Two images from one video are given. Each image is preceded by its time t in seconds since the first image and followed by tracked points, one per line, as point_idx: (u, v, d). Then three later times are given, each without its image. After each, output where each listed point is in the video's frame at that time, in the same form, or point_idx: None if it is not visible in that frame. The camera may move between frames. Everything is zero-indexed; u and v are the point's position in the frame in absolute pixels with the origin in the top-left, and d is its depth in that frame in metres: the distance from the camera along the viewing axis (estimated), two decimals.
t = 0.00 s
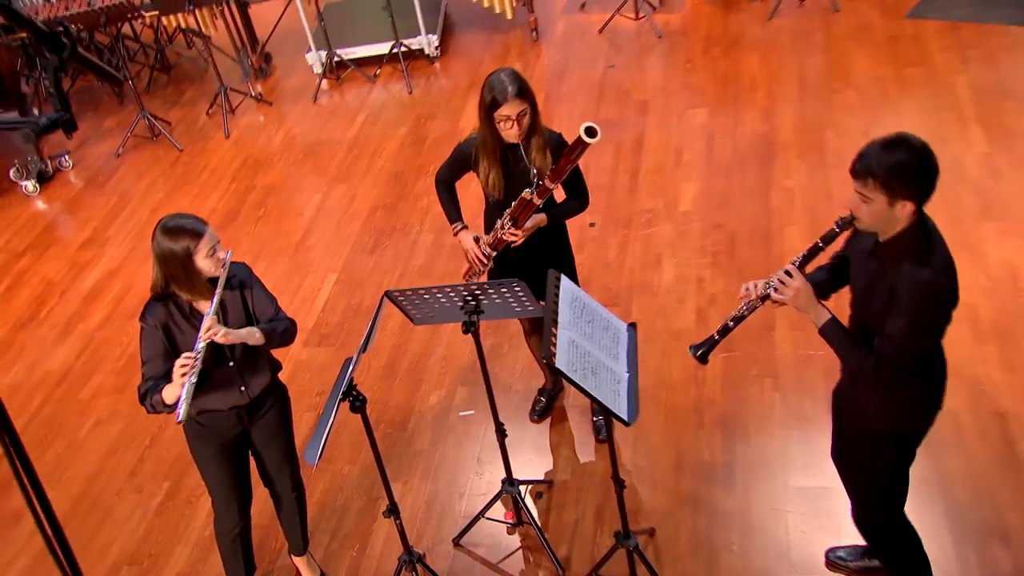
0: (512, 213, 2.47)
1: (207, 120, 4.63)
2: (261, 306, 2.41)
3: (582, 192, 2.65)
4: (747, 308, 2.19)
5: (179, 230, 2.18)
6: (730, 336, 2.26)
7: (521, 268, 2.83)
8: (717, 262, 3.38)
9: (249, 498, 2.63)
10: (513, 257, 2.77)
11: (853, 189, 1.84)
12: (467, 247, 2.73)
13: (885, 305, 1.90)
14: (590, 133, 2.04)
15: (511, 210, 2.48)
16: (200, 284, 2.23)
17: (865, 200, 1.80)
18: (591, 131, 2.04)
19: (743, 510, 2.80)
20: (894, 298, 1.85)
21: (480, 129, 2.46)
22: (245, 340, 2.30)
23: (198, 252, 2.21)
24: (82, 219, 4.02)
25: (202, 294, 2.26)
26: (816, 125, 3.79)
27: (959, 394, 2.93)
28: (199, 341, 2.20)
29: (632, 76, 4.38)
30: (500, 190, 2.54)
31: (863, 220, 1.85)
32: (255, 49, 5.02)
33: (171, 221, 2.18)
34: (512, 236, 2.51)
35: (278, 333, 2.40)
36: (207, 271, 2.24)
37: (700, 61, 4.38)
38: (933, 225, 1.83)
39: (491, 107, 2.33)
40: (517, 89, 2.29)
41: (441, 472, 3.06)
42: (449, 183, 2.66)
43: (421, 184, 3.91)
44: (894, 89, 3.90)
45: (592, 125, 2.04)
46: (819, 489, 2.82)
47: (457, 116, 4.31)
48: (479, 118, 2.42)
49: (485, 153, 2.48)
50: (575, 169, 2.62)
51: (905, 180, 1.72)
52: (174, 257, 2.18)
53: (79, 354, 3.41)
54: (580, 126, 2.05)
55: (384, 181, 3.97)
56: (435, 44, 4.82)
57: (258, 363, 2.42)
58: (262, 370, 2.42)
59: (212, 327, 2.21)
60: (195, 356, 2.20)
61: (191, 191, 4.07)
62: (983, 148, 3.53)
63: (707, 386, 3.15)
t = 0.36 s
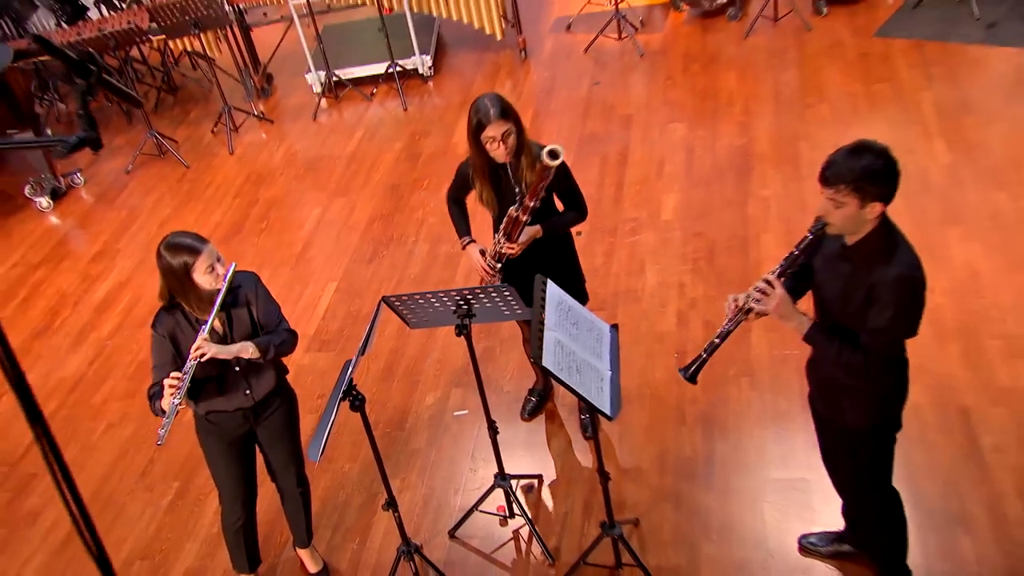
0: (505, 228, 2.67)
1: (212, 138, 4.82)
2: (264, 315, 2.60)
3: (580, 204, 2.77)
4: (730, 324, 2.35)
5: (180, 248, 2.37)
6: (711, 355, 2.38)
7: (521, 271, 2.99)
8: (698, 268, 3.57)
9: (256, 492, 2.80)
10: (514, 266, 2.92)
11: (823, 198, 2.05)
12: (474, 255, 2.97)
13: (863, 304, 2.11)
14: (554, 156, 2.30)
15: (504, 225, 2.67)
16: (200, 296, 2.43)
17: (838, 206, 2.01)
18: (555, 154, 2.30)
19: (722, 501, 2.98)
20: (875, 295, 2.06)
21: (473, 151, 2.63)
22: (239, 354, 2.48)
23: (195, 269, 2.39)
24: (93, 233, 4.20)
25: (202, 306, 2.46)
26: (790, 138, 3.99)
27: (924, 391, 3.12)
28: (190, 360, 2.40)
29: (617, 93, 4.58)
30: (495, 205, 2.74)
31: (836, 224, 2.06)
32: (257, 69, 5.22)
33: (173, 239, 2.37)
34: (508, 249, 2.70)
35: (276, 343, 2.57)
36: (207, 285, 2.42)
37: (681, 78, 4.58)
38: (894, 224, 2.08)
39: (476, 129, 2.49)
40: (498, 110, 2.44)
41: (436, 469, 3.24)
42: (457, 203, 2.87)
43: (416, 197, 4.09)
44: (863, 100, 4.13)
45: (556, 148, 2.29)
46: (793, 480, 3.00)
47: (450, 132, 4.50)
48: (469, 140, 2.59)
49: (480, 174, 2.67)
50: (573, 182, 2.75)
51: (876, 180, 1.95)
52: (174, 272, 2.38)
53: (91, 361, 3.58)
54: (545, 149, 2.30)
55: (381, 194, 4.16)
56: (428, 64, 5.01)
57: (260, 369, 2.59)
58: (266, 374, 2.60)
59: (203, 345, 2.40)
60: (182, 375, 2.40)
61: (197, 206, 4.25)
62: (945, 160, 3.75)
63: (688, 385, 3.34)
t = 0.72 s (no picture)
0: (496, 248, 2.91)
1: (224, 152, 5.07)
2: (273, 319, 2.81)
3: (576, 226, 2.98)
4: (708, 322, 2.56)
5: (194, 255, 2.61)
6: (692, 352, 2.58)
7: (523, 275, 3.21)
8: (680, 274, 3.80)
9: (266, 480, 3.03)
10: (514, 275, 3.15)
11: (790, 204, 2.23)
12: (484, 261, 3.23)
13: (828, 301, 2.30)
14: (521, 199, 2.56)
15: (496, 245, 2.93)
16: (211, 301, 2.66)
17: (803, 212, 2.20)
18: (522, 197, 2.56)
19: (702, 489, 3.20)
20: (839, 295, 2.25)
21: (477, 174, 2.89)
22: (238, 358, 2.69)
23: (209, 275, 2.62)
24: (112, 242, 4.44)
25: (212, 310, 2.69)
26: (767, 151, 4.24)
27: (889, 389, 3.36)
28: (192, 359, 2.63)
29: (606, 109, 4.84)
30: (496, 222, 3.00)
31: (803, 228, 2.25)
32: (267, 88, 5.48)
33: (190, 246, 2.61)
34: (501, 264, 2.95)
35: (279, 347, 2.77)
36: (218, 290, 2.65)
37: (667, 96, 4.84)
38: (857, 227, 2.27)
39: (479, 153, 2.73)
40: (499, 139, 2.67)
41: (435, 461, 3.46)
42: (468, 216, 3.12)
43: (416, 207, 4.33)
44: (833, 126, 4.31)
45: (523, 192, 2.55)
46: (769, 469, 3.22)
47: (448, 146, 4.75)
48: (475, 164, 2.83)
49: (483, 194, 2.93)
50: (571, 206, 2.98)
51: (839, 187, 2.13)
52: (187, 277, 2.62)
53: (112, 361, 3.81)
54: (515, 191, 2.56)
55: (383, 205, 4.39)
56: (428, 82, 5.28)
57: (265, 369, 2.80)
58: (274, 373, 2.81)
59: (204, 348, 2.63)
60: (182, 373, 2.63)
61: (210, 216, 4.49)
62: (910, 172, 3.99)
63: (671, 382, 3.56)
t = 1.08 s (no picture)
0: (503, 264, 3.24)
1: (240, 160, 5.34)
2: (287, 314, 3.03)
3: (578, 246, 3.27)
4: (685, 308, 2.77)
5: (223, 248, 2.84)
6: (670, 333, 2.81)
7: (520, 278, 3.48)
8: (668, 275, 4.05)
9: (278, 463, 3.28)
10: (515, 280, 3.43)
11: (769, 205, 2.45)
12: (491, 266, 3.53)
13: (795, 297, 2.51)
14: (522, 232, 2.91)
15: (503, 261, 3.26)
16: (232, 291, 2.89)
17: (779, 213, 2.41)
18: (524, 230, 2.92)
19: (685, 474, 3.43)
20: (806, 291, 2.46)
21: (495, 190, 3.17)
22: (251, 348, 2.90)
23: (234, 267, 2.85)
24: (134, 244, 4.70)
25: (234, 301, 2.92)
26: (751, 162, 4.49)
27: (861, 383, 3.60)
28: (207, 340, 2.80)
29: (601, 122, 5.10)
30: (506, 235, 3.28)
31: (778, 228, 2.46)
32: (281, 100, 5.75)
33: (221, 239, 2.85)
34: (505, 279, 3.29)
35: (289, 340, 2.98)
36: (240, 281, 2.88)
37: (658, 109, 5.11)
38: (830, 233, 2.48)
39: (496, 173, 3.00)
40: (515, 164, 2.93)
41: (436, 448, 3.70)
42: (483, 221, 3.37)
43: (420, 212, 4.58)
44: (811, 136, 4.59)
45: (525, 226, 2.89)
46: (747, 457, 3.45)
47: (451, 155, 5.02)
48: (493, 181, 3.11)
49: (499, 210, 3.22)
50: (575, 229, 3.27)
51: (812, 193, 2.34)
52: (214, 267, 2.85)
53: (134, 354, 4.05)
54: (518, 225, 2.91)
55: (389, 210, 4.65)
56: (433, 95, 5.56)
57: (275, 361, 3.02)
58: (285, 363, 3.03)
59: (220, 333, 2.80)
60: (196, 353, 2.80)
61: (226, 220, 4.75)
62: (884, 183, 4.25)
63: (658, 376, 3.81)
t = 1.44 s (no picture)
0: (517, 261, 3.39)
1: (259, 164, 5.63)
2: (311, 310, 3.26)
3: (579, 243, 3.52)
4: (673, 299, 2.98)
5: (260, 249, 3.01)
6: (660, 322, 3.01)
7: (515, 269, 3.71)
8: (661, 275, 4.30)
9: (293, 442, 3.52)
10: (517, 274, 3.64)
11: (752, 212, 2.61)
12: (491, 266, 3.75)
13: (774, 298, 2.70)
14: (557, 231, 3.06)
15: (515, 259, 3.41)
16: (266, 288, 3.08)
17: (761, 221, 2.57)
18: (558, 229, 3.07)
19: (672, 459, 3.67)
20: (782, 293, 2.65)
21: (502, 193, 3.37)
22: (289, 343, 3.17)
23: (268, 266, 3.03)
24: (158, 242, 4.98)
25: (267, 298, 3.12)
26: (741, 171, 4.76)
27: (839, 378, 3.84)
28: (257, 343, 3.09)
29: (601, 131, 5.38)
30: (514, 234, 3.48)
31: (761, 235, 2.63)
32: (299, 107, 6.05)
33: (258, 241, 3.01)
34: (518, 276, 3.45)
35: (315, 335, 3.24)
36: (274, 279, 3.07)
37: (656, 120, 5.39)
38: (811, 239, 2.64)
39: (506, 181, 3.19)
40: (524, 172, 3.13)
41: (440, 433, 3.95)
42: (480, 222, 3.58)
43: (429, 214, 4.85)
44: (797, 152, 4.83)
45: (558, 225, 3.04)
46: (730, 444, 3.69)
47: (459, 161, 5.30)
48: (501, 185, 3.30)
49: (506, 212, 3.42)
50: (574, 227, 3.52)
51: (792, 206, 2.50)
52: (250, 266, 3.03)
53: (159, 343, 4.32)
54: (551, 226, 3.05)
55: (399, 212, 4.92)
56: (442, 104, 5.85)
57: (297, 351, 3.27)
58: (304, 354, 3.27)
59: (267, 334, 3.11)
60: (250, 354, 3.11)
61: (246, 220, 5.03)
62: (865, 192, 4.51)
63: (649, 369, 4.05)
